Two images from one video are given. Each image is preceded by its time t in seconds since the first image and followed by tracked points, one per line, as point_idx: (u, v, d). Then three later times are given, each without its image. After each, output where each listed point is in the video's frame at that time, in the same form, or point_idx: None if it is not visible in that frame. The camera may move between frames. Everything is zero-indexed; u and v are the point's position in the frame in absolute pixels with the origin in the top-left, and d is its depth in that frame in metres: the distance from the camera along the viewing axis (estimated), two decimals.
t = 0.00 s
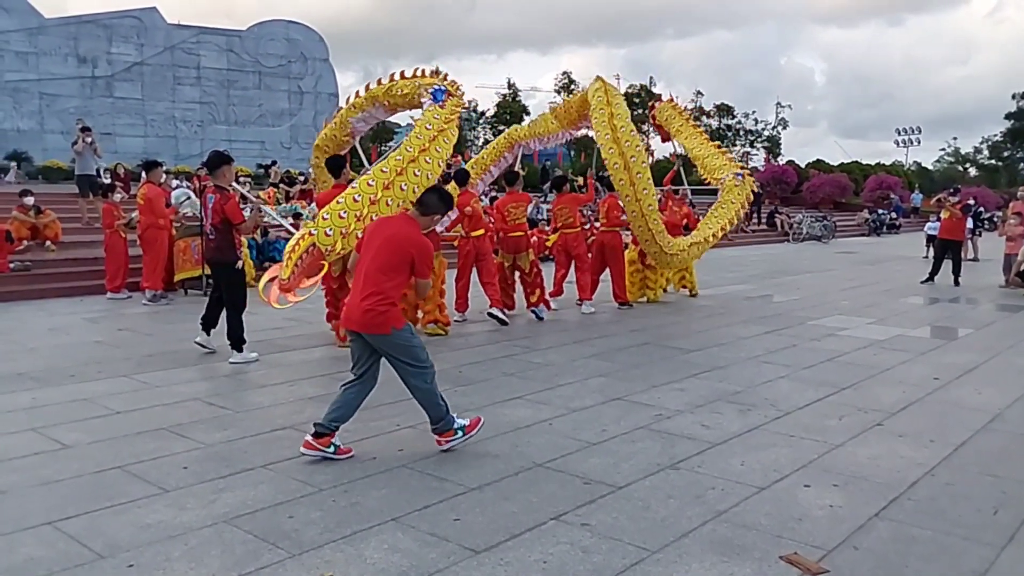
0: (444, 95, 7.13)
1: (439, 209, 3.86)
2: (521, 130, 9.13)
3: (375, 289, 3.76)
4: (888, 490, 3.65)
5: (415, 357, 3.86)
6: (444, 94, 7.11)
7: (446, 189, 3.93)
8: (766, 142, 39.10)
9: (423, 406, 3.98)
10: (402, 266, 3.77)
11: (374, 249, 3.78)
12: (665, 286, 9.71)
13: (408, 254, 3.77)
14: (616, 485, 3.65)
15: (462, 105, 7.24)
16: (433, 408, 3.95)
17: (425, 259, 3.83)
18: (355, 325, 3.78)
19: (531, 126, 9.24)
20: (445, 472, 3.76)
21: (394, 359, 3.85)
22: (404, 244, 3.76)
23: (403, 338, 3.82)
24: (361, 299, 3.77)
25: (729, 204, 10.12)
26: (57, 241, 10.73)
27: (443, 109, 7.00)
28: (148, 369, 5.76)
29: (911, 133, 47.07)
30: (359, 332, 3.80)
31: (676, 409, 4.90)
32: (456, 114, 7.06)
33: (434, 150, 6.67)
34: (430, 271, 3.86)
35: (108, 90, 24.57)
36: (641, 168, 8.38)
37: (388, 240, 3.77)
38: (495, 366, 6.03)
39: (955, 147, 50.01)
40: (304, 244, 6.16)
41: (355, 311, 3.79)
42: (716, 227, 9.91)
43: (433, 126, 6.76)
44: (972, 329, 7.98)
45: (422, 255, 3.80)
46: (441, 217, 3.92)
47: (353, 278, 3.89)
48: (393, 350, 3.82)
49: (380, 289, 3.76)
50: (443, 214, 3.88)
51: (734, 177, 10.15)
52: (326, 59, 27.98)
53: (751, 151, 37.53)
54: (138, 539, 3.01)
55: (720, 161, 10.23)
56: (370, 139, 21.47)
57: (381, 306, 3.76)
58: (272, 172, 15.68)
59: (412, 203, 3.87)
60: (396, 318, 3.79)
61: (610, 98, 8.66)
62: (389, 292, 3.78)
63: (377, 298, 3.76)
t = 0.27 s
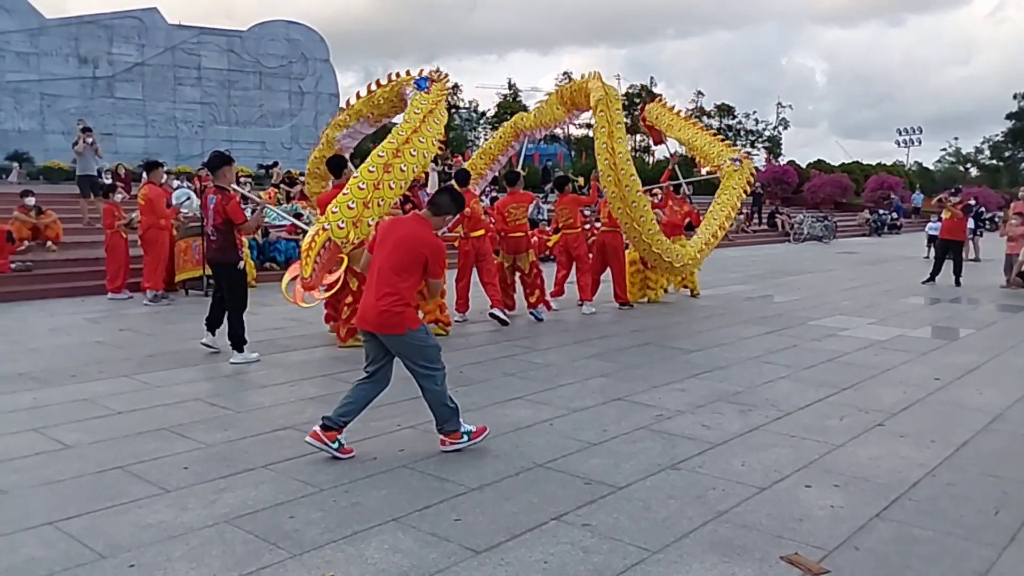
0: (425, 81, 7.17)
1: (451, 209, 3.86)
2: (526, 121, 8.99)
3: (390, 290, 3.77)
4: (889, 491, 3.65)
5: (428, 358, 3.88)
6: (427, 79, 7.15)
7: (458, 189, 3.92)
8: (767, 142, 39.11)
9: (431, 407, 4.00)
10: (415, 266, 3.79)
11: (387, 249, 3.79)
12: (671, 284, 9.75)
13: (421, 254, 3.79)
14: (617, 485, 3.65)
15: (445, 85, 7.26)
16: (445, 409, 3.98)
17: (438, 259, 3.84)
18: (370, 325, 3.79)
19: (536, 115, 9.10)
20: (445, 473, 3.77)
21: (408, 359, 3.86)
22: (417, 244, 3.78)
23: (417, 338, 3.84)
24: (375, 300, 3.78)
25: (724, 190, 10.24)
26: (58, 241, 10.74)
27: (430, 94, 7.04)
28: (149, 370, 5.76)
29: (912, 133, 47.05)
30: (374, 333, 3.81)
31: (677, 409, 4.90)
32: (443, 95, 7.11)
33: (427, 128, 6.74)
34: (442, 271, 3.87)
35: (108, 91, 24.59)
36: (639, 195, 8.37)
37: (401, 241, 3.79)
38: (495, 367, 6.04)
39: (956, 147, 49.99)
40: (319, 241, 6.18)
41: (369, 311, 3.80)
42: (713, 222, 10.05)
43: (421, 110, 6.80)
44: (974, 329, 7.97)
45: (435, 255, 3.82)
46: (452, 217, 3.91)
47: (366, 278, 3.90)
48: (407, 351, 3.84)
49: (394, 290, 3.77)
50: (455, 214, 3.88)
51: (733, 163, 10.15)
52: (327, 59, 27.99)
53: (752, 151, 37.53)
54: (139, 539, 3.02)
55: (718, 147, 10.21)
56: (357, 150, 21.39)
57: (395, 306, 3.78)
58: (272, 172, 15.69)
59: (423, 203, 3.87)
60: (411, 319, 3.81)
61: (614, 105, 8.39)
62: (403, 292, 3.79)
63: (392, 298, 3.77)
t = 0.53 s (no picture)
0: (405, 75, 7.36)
1: (463, 210, 3.88)
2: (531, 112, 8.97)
3: (404, 290, 3.82)
4: (890, 491, 3.65)
5: (440, 359, 3.92)
6: (407, 68, 7.33)
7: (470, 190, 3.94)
8: (767, 142, 39.11)
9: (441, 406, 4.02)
10: (429, 267, 3.83)
11: (401, 250, 3.83)
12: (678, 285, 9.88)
13: (434, 255, 3.83)
14: (618, 485, 3.65)
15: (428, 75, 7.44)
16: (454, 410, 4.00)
17: (450, 259, 3.88)
18: (383, 325, 3.83)
19: (540, 105, 9.07)
20: (446, 473, 3.77)
21: (421, 360, 3.90)
22: (430, 245, 3.82)
23: (430, 338, 3.88)
24: (389, 300, 3.82)
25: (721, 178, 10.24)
26: (59, 241, 10.74)
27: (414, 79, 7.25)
28: (151, 370, 5.76)
29: (912, 133, 47.04)
30: (387, 333, 3.86)
31: (678, 409, 4.90)
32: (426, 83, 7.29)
33: (417, 113, 6.93)
34: (455, 271, 3.92)
35: (109, 91, 24.60)
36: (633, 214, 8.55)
37: (414, 241, 3.83)
38: (496, 367, 6.04)
39: (957, 147, 49.97)
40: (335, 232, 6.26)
41: (383, 312, 3.84)
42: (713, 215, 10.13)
43: (408, 98, 6.96)
44: (975, 329, 7.96)
45: (448, 255, 3.86)
46: (465, 217, 3.94)
47: (379, 279, 3.95)
48: (420, 351, 3.88)
49: (408, 290, 3.82)
50: (466, 214, 3.90)
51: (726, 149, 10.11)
52: (327, 59, 28.01)
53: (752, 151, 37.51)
54: (140, 540, 3.02)
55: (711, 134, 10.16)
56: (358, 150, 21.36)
57: (409, 306, 3.82)
58: (273, 173, 15.71)
59: (435, 203, 3.90)
60: (424, 319, 3.85)
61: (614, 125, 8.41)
62: (417, 293, 3.84)
63: (406, 298, 3.81)
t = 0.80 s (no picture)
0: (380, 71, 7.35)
1: (476, 210, 3.89)
2: (536, 105, 8.93)
3: (418, 289, 3.86)
4: (892, 490, 3.65)
5: (450, 359, 3.96)
6: (385, 60, 7.29)
7: (483, 190, 3.95)
8: (768, 141, 39.08)
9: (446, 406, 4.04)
10: (441, 266, 3.86)
11: (413, 250, 3.86)
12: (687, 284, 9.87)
13: (447, 255, 3.86)
14: (620, 485, 3.65)
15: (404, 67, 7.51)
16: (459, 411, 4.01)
17: (462, 259, 3.92)
18: (396, 324, 3.88)
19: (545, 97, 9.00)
20: (448, 472, 3.77)
21: (434, 359, 3.95)
22: (444, 245, 3.84)
23: (443, 337, 3.92)
24: (402, 299, 3.86)
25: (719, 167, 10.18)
26: (60, 242, 10.74)
27: (394, 69, 7.22)
28: (152, 370, 5.77)
29: (913, 132, 47.06)
30: (400, 332, 3.90)
31: (679, 409, 4.90)
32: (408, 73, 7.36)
33: (406, 100, 7.02)
34: (468, 270, 3.96)
35: (110, 92, 24.62)
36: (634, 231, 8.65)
37: (427, 241, 3.86)
38: (498, 366, 6.04)
39: (958, 146, 49.96)
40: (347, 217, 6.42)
41: (396, 311, 3.88)
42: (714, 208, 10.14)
43: (394, 88, 7.03)
44: (976, 328, 7.96)
45: (460, 255, 3.89)
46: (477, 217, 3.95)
47: (391, 276, 3.98)
48: (432, 351, 3.92)
49: (421, 289, 3.86)
50: (479, 214, 3.91)
51: (719, 137, 9.99)
52: (328, 60, 28.02)
53: (753, 151, 37.50)
54: (142, 540, 3.02)
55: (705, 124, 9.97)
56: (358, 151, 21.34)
57: (421, 305, 3.87)
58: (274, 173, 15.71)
59: (448, 203, 3.92)
60: (437, 317, 3.90)
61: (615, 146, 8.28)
62: (429, 292, 3.87)
63: (419, 297, 3.85)
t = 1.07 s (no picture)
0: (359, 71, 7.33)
1: (486, 210, 3.98)
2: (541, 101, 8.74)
3: (428, 288, 3.90)
4: (893, 489, 3.65)
5: (461, 358, 3.98)
6: (361, 56, 7.27)
7: (494, 191, 4.04)
8: (769, 140, 39.06)
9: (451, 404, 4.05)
10: (452, 265, 3.91)
11: (425, 249, 3.92)
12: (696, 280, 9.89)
13: (457, 253, 3.91)
14: (620, 484, 3.65)
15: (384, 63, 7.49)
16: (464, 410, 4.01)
17: (473, 258, 3.96)
18: (407, 323, 3.91)
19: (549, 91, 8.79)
20: (449, 472, 3.77)
21: (444, 358, 3.97)
22: (454, 244, 3.90)
23: (454, 336, 3.95)
24: (413, 298, 3.91)
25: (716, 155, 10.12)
26: (61, 242, 10.74)
27: (372, 63, 7.18)
28: (153, 370, 5.77)
29: (915, 132, 47.02)
30: (411, 331, 3.94)
31: (680, 408, 4.90)
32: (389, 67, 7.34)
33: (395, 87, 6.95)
34: (478, 270, 4.00)
35: (111, 92, 24.62)
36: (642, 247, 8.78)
37: (437, 241, 3.91)
38: (499, 366, 6.04)
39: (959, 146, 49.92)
40: (356, 204, 6.34)
41: (408, 309, 3.92)
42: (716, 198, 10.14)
43: (380, 78, 6.97)
44: (977, 328, 7.96)
45: (471, 254, 3.94)
46: (488, 217, 4.03)
47: (403, 277, 4.04)
48: (443, 350, 3.95)
49: (432, 288, 3.90)
50: (489, 214, 3.99)
51: (711, 126, 9.97)
52: (328, 59, 28.00)
53: (754, 150, 37.47)
54: (144, 539, 3.02)
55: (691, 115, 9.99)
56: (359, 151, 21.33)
57: (432, 304, 3.90)
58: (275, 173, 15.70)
59: (459, 203, 3.99)
60: (447, 316, 3.93)
61: (619, 174, 8.31)
62: (440, 291, 3.92)
63: (430, 296, 3.90)
